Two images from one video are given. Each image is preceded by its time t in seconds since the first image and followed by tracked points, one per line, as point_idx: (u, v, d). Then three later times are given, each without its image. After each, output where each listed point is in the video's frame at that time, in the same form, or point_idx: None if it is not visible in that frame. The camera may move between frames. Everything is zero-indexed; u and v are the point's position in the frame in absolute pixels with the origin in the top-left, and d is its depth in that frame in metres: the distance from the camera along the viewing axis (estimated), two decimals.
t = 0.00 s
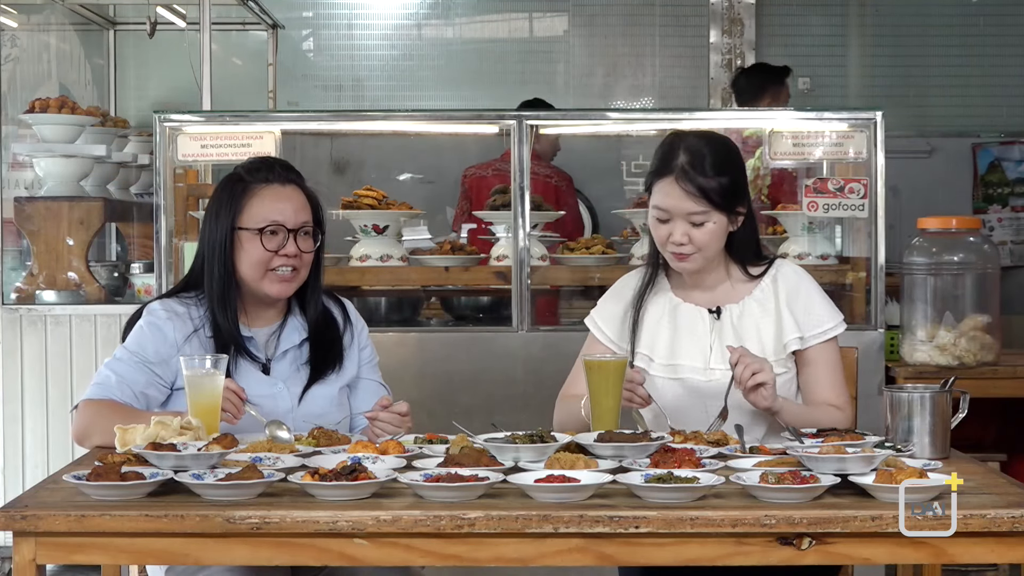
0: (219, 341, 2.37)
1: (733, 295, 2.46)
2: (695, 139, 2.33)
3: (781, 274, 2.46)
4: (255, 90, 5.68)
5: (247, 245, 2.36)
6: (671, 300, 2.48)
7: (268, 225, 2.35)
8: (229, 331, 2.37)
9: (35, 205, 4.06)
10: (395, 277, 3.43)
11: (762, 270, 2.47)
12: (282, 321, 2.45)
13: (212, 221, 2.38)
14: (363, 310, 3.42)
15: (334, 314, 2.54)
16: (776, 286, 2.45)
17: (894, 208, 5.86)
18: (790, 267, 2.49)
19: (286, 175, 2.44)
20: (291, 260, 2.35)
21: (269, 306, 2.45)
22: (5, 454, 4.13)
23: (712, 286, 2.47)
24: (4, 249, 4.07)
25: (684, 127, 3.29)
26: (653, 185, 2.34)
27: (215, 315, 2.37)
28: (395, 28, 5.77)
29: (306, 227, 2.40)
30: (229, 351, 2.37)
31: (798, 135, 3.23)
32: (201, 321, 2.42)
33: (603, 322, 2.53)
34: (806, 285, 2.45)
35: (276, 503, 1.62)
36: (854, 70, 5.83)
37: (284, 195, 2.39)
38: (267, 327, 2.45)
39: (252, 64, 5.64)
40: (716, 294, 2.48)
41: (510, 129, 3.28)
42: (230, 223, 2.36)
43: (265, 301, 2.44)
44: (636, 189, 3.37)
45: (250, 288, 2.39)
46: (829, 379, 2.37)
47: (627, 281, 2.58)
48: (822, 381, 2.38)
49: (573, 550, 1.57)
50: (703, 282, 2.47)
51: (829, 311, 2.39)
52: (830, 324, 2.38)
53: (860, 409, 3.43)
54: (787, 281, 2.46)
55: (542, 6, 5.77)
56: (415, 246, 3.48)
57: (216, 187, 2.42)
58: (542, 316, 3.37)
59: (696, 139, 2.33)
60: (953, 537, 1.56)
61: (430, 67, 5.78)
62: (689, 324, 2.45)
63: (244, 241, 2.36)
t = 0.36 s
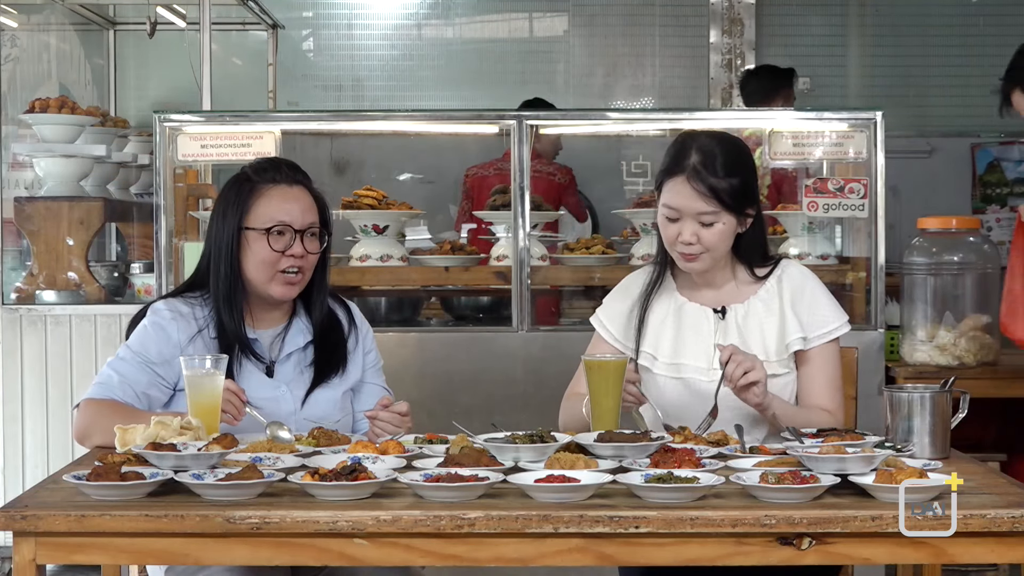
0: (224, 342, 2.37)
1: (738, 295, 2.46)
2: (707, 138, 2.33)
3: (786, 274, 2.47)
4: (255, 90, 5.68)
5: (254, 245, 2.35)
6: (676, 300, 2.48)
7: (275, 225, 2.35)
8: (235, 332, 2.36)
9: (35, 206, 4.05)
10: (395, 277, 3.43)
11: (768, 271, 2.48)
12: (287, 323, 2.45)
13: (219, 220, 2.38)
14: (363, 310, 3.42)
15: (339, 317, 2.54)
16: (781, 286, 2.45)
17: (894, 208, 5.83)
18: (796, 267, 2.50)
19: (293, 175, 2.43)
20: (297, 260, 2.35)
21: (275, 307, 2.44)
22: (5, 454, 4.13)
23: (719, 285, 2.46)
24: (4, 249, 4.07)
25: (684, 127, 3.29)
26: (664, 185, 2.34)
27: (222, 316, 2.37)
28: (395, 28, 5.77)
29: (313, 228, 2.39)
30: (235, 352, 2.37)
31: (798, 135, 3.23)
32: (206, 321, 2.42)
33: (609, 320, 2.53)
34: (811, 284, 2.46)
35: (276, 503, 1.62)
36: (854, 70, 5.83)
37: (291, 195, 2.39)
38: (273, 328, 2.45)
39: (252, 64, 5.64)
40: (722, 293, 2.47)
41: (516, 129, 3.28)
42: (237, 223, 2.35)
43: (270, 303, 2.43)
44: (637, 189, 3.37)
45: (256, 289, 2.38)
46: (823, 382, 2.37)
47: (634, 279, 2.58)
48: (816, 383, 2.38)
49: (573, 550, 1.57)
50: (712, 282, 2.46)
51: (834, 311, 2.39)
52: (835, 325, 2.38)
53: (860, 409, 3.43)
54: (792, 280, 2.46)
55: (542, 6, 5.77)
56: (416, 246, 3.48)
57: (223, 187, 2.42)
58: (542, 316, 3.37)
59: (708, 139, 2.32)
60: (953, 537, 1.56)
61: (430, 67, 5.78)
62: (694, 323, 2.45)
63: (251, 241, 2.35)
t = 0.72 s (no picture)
0: (229, 344, 2.37)
1: (741, 296, 2.46)
2: (710, 138, 2.33)
3: (790, 275, 2.47)
4: (255, 90, 5.67)
5: (260, 247, 2.35)
6: (679, 300, 2.48)
7: (282, 228, 2.34)
8: (239, 334, 2.36)
9: (35, 206, 4.04)
10: (395, 277, 3.42)
11: (771, 273, 2.47)
12: (292, 325, 2.45)
13: (225, 222, 2.37)
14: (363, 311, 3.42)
15: (344, 319, 2.54)
16: (784, 288, 2.44)
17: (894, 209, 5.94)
18: (800, 268, 2.49)
19: (301, 178, 2.42)
20: (303, 265, 2.34)
21: (280, 309, 2.44)
22: (5, 454, 4.13)
23: (722, 286, 2.46)
24: (4, 249, 4.06)
25: (684, 128, 3.29)
26: (666, 184, 2.34)
27: (227, 318, 2.37)
28: (395, 28, 5.77)
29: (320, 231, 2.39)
30: (239, 354, 2.37)
31: (798, 135, 3.23)
32: (210, 322, 2.42)
33: (612, 320, 2.53)
34: (814, 286, 2.46)
35: (276, 503, 1.62)
36: (854, 70, 5.83)
37: (299, 198, 2.38)
38: (277, 330, 2.45)
39: (252, 63, 5.64)
40: (724, 294, 2.47)
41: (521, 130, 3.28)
42: (243, 224, 2.35)
43: (276, 305, 2.43)
44: (637, 189, 3.38)
45: (261, 291, 2.38)
46: (834, 379, 2.36)
47: (637, 279, 2.58)
48: (828, 380, 2.37)
49: (573, 550, 1.56)
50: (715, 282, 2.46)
51: (838, 314, 2.38)
52: (839, 327, 2.37)
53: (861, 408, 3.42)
54: (795, 282, 2.46)
55: (542, 6, 5.77)
56: (416, 246, 3.49)
57: (230, 187, 2.41)
58: (543, 316, 3.37)
59: (716, 140, 2.32)
60: (953, 537, 1.56)
61: (430, 67, 5.78)
62: (696, 322, 2.45)
63: (257, 244, 2.35)
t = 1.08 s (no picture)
0: (228, 344, 2.37)
1: (747, 296, 2.46)
2: (714, 138, 2.32)
3: (795, 275, 2.45)
4: (255, 90, 5.67)
5: (261, 248, 2.34)
6: (684, 300, 2.48)
7: (283, 230, 2.34)
8: (239, 335, 2.37)
9: (34, 205, 4.04)
10: (395, 277, 3.41)
11: (777, 272, 2.47)
12: (292, 325, 2.45)
13: (226, 222, 2.37)
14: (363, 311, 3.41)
15: (343, 319, 2.54)
16: (790, 288, 2.43)
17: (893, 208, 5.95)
18: (806, 268, 2.47)
19: (302, 179, 2.41)
20: (304, 266, 2.34)
21: (281, 309, 2.44)
22: (5, 454, 4.13)
23: (726, 286, 2.47)
24: (4, 249, 4.06)
25: (684, 128, 3.29)
26: (671, 183, 2.34)
27: (226, 318, 2.37)
28: (395, 28, 5.77)
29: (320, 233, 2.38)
30: (239, 353, 2.37)
31: (798, 135, 3.23)
32: (209, 322, 2.42)
33: (617, 318, 2.52)
34: (821, 285, 2.43)
35: (276, 503, 1.62)
36: (854, 69, 5.83)
37: (300, 199, 2.37)
38: (277, 330, 2.45)
39: (252, 64, 5.64)
40: (730, 294, 2.47)
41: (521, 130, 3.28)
42: (243, 225, 2.35)
43: (276, 305, 2.43)
44: (637, 189, 3.38)
45: (261, 292, 2.38)
46: (852, 374, 2.34)
47: (643, 277, 2.58)
48: (844, 376, 2.35)
49: (573, 550, 1.56)
50: (718, 282, 2.47)
51: (843, 313, 2.36)
52: (845, 325, 2.35)
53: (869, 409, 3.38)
54: (801, 282, 2.44)
55: (542, 6, 5.77)
56: (416, 246, 3.48)
57: (231, 187, 2.41)
58: (543, 316, 3.37)
59: (719, 140, 2.31)
60: (953, 537, 1.56)
61: (430, 67, 5.78)
62: (702, 321, 2.45)
63: (258, 245, 2.35)
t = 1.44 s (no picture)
0: (226, 344, 2.37)
1: (751, 296, 2.45)
2: (720, 136, 2.31)
3: (799, 278, 2.44)
4: (255, 90, 5.67)
5: (256, 247, 2.34)
6: (687, 300, 2.48)
7: (278, 227, 2.34)
8: (237, 335, 2.37)
9: (34, 205, 4.04)
10: (395, 277, 3.40)
11: (781, 274, 2.45)
12: (288, 325, 2.45)
13: (220, 224, 2.37)
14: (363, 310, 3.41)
15: (340, 318, 2.53)
16: (793, 289, 2.42)
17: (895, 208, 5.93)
18: (810, 271, 2.46)
19: (295, 177, 2.42)
20: (300, 263, 2.34)
21: (278, 308, 2.44)
22: (5, 454, 4.13)
23: (732, 287, 2.45)
24: (4, 249, 4.07)
25: (684, 128, 3.30)
26: (675, 183, 2.34)
27: (224, 318, 2.37)
28: (395, 28, 5.77)
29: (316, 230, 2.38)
30: (237, 352, 2.37)
31: (797, 136, 3.24)
32: (208, 322, 2.42)
33: (621, 317, 2.54)
34: (824, 289, 2.42)
35: (276, 503, 1.62)
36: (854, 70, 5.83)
37: (294, 197, 2.38)
38: (275, 330, 2.44)
39: (252, 64, 5.64)
40: (735, 295, 2.46)
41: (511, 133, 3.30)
42: (239, 224, 2.35)
43: (273, 305, 2.43)
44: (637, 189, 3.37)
45: (258, 291, 2.38)
46: (848, 382, 2.34)
47: (647, 276, 2.58)
48: (841, 382, 2.35)
49: (573, 550, 1.56)
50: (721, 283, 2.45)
51: (847, 317, 2.36)
52: (848, 330, 2.35)
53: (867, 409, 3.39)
54: (805, 285, 2.43)
55: (542, 6, 5.77)
56: (416, 246, 3.47)
57: (225, 189, 2.41)
58: (543, 316, 3.37)
59: (718, 139, 2.31)
60: (953, 537, 1.56)
61: (430, 67, 5.78)
62: (705, 322, 2.44)
63: (253, 244, 2.35)
